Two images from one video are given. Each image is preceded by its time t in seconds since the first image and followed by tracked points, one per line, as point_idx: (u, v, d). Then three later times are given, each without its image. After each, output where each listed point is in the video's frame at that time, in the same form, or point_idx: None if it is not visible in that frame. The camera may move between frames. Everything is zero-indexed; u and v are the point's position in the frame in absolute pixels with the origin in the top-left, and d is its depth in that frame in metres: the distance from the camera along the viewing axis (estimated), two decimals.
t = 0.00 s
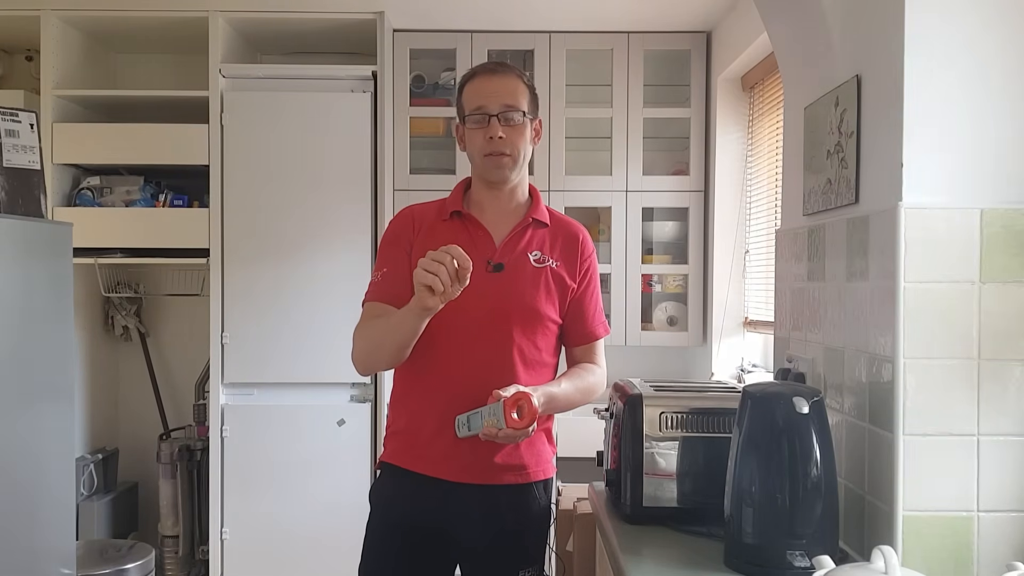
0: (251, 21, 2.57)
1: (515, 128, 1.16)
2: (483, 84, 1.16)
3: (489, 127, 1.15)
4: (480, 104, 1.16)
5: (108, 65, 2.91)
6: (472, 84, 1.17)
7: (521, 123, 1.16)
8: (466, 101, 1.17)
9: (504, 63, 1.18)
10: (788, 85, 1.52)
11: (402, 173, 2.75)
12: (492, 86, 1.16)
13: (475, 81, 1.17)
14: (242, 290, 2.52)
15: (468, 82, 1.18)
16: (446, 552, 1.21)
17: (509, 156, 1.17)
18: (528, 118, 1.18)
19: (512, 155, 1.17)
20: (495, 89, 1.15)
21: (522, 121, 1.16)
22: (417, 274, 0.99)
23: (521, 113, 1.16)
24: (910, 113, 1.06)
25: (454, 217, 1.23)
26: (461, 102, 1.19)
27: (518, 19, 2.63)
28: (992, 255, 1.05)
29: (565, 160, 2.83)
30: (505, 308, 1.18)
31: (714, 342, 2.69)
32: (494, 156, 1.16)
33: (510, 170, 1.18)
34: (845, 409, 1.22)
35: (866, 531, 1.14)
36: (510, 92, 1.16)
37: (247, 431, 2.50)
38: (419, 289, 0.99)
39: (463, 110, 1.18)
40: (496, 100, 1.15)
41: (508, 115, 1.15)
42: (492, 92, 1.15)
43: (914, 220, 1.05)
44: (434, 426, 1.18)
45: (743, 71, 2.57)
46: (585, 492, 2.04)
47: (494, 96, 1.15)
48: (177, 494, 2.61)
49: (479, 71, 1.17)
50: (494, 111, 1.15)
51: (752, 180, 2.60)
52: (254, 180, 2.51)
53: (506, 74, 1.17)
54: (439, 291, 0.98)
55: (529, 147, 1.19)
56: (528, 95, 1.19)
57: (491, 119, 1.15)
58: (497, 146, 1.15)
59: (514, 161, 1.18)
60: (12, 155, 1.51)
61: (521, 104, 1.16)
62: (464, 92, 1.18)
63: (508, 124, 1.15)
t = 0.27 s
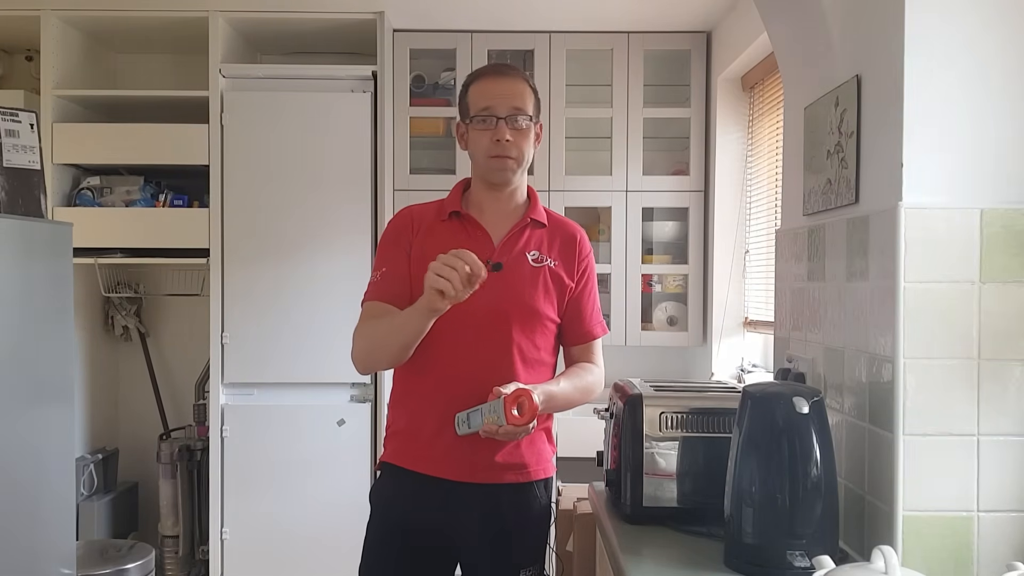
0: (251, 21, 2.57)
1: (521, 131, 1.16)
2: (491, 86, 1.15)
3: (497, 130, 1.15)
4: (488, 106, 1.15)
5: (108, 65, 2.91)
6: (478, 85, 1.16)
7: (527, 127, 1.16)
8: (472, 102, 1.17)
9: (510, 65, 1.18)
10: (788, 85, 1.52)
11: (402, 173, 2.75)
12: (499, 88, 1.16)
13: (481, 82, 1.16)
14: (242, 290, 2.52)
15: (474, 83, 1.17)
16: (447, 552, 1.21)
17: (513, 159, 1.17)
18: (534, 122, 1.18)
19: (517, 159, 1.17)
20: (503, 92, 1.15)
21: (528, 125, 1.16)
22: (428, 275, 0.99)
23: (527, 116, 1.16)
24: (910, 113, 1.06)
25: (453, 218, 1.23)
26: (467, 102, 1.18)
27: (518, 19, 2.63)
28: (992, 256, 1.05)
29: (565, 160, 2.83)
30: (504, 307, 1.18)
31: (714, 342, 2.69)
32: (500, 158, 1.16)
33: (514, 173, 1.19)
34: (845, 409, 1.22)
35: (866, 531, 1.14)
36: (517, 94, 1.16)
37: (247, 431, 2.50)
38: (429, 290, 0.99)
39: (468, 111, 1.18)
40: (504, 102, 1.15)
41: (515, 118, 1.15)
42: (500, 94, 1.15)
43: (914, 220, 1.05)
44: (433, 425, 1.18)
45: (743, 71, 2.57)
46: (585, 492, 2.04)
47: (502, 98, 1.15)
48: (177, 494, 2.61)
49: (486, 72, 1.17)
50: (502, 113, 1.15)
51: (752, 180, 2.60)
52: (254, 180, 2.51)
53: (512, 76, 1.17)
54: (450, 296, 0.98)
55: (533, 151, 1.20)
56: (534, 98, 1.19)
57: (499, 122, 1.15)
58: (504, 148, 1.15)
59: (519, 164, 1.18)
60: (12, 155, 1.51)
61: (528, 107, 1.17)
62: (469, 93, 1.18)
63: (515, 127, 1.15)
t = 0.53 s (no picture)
0: (251, 21, 2.57)
1: (533, 129, 1.16)
2: (500, 85, 1.15)
3: (510, 128, 1.15)
4: (499, 105, 1.15)
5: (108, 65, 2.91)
6: (486, 84, 1.16)
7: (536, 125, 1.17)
8: (479, 102, 1.17)
9: (514, 64, 1.19)
10: (788, 85, 1.52)
11: (402, 174, 2.75)
12: (508, 87, 1.16)
13: (490, 81, 1.16)
14: (242, 290, 2.52)
15: (480, 82, 1.17)
16: (446, 553, 1.21)
17: (527, 156, 1.16)
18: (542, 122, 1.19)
19: (530, 156, 1.17)
20: (512, 91, 1.15)
21: (538, 123, 1.17)
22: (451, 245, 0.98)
23: (537, 115, 1.17)
24: (910, 113, 1.06)
25: (453, 216, 1.23)
26: (474, 101, 1.17)
27: (518, 19, 2.63)
28: (992, 255, 1.05)
29: (565, 160, 2.83)
30: (504, 307, 1.18)
31: (714, 342, 2.69)
32: (511, 156, 1.15)
33: (524, 174, 1.18)
34: (845, 409, 1.22)
35: (866, 531, 1.14)
36: (526, 93, 1.16)
37: (247, 431, 2.50)
38: (449, 261, 0.98)
39: (476, 110, 1.17)
40: (516, 101, 1.15)
41: (526, 116, 1.16)
42: (509, 93, 1.15)
43: (914, 220, 1.05)
44: (432, 425, 1.18)
45: (743, 71, 2.57)
46: (585, 492, 2.04)
47: (513, 97, 1.15)
48: (177, 494, 2.61)
49: (492, 72, 1.17)
50: (513, 111, 1.15)
51: (752, 180, 2.60)
52: (254, 180, 2.51)
53: (519, 76, 1.17)
54: (472, 267, 0.97)
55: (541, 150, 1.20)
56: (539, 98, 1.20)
57: (512, 120, 1.15)
58: (517, 146, 1.15)
59: (531, 162, 1.18)
60: (12, 155, 1.51)
61: (537, 107, 1.18)
62: (476, 92, 1.17)
63: (526, 125, 1.15)
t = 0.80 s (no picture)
0: (251, 21, 2.57)
1: (531, 132, 1.15)
2: (499, 85, 1.14)
3: (507, 132, 1.14)
4: (497, 106, 1.14)
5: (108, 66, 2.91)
6: (485, 83, 1.14)
7: (535, 127, 1.16)
8: (478, 101, 1.15)
9: (515, 61, 1.16)
10: (788, 85, 1.52)
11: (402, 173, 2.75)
12: (508, 87, 1.14)
13: (489, 81, 1.14)
14: (242, 290, 2.52)
15: (479, 81, 1.15)
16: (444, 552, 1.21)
17: (524, 159, 1.16)
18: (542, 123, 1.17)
19: (527, 159, 1.16)
20: (511, 92, 1.14)
21: (536, 125, 1.16)
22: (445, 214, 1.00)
23: (537, 116, 1.15)
24: (910, 113, 1.06)
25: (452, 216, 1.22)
26: (473, 100, 1.16)
27: (518, 19, 2.63)
28: (992, 256, 1.05)
29: (565, 160, 2.83)
30: (505, 309, 1.18)
31: (714, 342, 2.69)
32: (509, 159, 1.15)
33: (520, 176, 1.18)
34: (845, 409, 1.22)
35: (866, 531, 1.14)
36: (526, 94, 1.14)
37: (247, 431, 2.50)
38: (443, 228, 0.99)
39: (475, 110, 1.16)
40: (514, 103, 1.14)
41: (525, 119, 1.14)
42: (509, 94, 1.14)
43: (914, 220, 1.05)
44: (431, 425, 1.18)
45: (743, 71, 2.57)
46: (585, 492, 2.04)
47: (512, 98, 1.13)
48: (177, 494, 2.61)
49: (492, 70, 1.15)
50: (512, 114, 1.14)
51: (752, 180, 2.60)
52: (254, 180, 2.51)
53: (519, 76, 1.15)
54: (467, 234, 0.99)
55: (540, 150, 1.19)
56: (540, 97, 1.18)
57: (509, 124, 1.14)
58: (514, 149, 1.14)
59: (528, 164, 1.17)
60: (12, 155, 1.51)
61: (536, 109, 1.16)
62: (475, 91, 1.15)
63: (525, 127, 1.14)
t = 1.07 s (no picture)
0: (251, 21, 2.57)
1: (523, 129, 1.15)
2: (496, 79, 1.14)
3: (499, 125, 1.13)
4: (491, 99, 1.14)
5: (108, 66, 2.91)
6: (481, 76, 1.14)
7: (528, 124, 1.15)
8: (473, 93, 1.15)
9: (514, 57, 1.16)
10: (788, 85, 1.52)
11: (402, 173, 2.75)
12: (504, 82, 1.14)
13: (485, 74, 1.14)
14: (242, 290, 2.52)
15: (476, 74, 1.15)
16: (442, 553, 1.21)
17: (513, 158, 1.15)
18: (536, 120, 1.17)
19: (516, 157, 1.16)
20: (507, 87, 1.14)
21: (529, 123, 1.16)
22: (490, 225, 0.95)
23: (530, 113, 1.15)
24: (910, 113, 1.06)
25: (444, 216, 1.23)
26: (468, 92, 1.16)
27: (518, 19, 2.63)
28: (992, 255, 1.05)
29: (565, 160, 2.83)
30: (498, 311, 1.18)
31: (714, 342, 2.69)
32: (498, 156, 1.15)
33: (511, 172, 1.17)
34: (845, 409, 1.22)
35: (866, 531, 1.14)
36: (521, 90, 1.14)
37: (247, 431, 2.50)
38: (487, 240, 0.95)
39: (468, 102, 1.16)
40: (509, 98, 1.14)
41: (519, 115, 1.14)
42: (504, 88, 1.14)
43: (914, 220, 1.05)
44: (427, 428, 1.18)
45: (743, 71, 2.57)
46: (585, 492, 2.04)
47: (506, 93, 1.13)
48: (178, 494, 2.61)
49: (490, 63, 1.15)
50: (506, 109, 1.13)
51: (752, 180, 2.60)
52: (254, 180, 2.51)
53: (517, 71, 1.15)
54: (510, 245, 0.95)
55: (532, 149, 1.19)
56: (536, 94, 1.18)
57: (502, 117, 1.13)
58: (505, 146, 1.14)
59: (517, 163, 1.17)
60: (12, 155, 1.51)
61: (531, 105, 1.16)
62: (470, 84, 1.15)
63: (517, 124, 1.14)
